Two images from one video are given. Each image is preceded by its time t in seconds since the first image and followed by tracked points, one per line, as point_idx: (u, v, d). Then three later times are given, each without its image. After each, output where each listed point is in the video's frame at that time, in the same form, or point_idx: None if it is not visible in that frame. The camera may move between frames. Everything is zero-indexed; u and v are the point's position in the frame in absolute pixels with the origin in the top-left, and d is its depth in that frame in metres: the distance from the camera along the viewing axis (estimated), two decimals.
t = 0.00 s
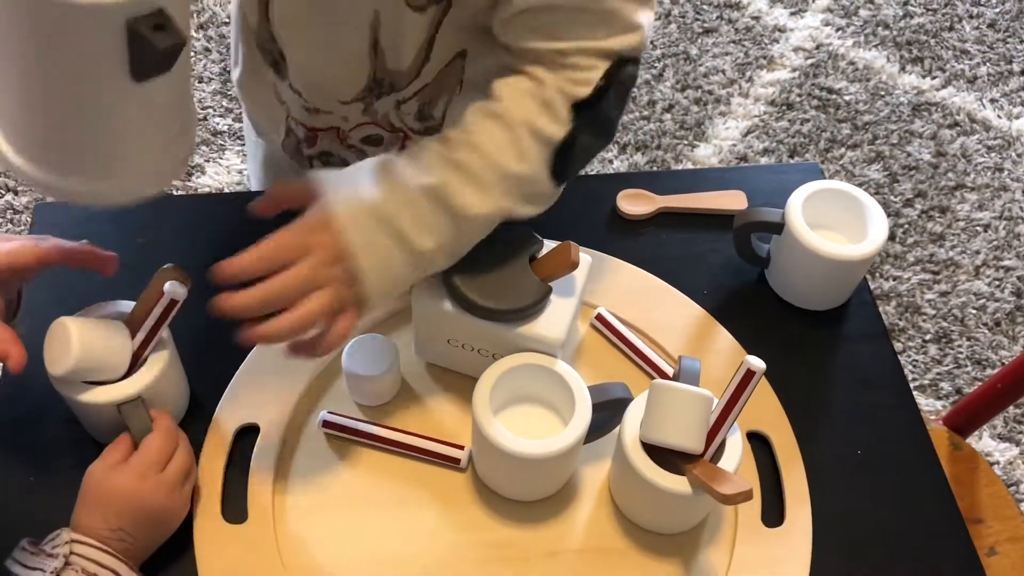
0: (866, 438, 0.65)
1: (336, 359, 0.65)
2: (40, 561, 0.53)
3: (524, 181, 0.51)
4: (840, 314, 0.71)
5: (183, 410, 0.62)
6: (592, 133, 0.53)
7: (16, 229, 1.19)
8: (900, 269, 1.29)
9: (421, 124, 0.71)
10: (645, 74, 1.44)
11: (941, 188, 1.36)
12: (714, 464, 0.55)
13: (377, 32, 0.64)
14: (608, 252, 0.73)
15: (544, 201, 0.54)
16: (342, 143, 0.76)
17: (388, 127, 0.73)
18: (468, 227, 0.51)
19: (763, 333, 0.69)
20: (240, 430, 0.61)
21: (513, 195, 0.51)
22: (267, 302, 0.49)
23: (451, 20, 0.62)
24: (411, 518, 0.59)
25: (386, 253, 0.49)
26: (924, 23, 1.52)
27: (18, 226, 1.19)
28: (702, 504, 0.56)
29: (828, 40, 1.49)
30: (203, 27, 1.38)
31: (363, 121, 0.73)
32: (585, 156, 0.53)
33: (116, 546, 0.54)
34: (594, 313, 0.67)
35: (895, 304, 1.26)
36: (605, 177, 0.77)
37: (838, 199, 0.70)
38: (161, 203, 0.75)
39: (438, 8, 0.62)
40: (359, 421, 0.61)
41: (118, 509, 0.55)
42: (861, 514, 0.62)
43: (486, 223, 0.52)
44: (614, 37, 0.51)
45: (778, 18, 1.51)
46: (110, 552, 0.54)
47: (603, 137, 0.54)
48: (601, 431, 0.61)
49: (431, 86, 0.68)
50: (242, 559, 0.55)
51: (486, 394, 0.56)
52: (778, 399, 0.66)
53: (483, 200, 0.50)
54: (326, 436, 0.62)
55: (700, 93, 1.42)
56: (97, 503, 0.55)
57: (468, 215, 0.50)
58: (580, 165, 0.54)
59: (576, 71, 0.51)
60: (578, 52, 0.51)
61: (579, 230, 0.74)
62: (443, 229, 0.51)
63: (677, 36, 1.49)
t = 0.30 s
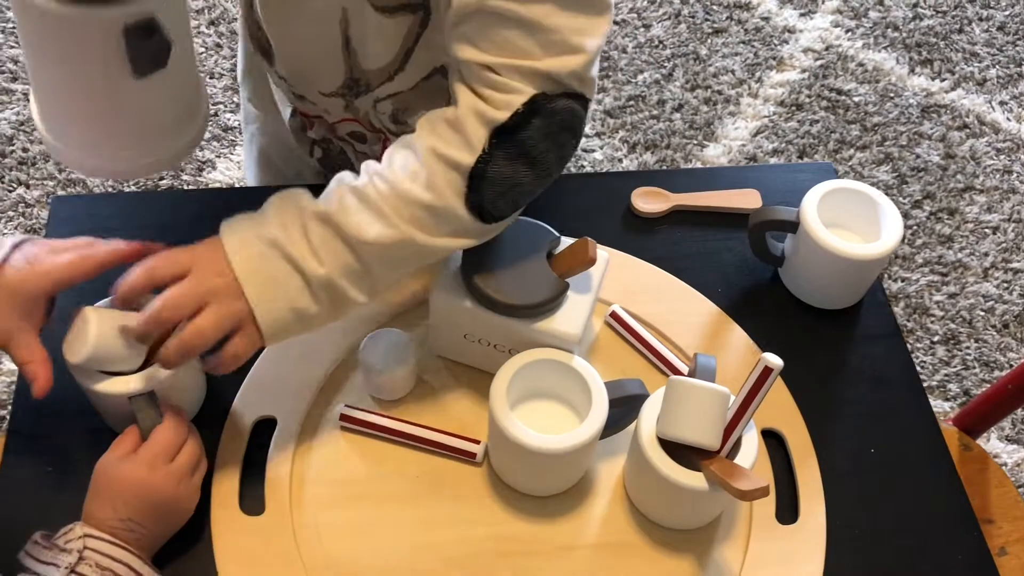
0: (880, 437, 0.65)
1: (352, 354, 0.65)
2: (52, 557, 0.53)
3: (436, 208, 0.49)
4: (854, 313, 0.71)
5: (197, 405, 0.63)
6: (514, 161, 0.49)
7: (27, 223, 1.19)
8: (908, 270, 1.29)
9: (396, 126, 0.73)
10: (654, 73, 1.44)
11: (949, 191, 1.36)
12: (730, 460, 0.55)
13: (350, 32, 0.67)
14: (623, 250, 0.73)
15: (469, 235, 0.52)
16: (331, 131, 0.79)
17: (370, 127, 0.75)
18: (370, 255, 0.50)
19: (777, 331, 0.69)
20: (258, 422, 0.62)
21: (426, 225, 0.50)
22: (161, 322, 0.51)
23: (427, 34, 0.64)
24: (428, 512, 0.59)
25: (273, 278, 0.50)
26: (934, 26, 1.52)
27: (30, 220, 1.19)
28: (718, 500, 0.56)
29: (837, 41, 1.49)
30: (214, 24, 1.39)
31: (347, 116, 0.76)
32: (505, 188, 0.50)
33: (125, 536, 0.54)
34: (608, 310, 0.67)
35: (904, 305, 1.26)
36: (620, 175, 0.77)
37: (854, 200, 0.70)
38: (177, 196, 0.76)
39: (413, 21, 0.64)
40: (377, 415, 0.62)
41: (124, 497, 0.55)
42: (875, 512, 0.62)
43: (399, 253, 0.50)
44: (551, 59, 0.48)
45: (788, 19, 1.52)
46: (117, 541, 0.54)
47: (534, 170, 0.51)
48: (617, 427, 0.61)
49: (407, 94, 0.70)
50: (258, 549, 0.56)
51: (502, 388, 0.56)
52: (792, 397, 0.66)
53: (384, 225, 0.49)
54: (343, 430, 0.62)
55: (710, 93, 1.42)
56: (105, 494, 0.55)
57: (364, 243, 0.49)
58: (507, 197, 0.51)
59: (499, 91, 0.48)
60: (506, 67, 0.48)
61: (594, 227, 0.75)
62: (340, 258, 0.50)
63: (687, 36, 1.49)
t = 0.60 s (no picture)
0: (901, 436, 0.65)
1: (376, 348, 0.66)
2: (84, 551, 0.53)
3: (421, 216, 0.51)
4: (876, 313, 0.71)
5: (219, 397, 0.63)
6: (498, 161, 0.50)
7: (46, 215, 1.20)
8: (922, 272, 1.29)
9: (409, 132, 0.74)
10: (669, 73, 1.44)
11: (963, 193, 1.36)
12: (756, 457, 0.55)
13: (350, 43, 0.69)
14: (645, 247, 0.73)
15: (465, 242, 0.53)
16: (352, 144, 0.81)
17: (386, 134, 0.77)
18: (353, 271, 0.52)
19: (798, 330, 0.70)
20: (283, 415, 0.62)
21: (413, 234, 0.51)
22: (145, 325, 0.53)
23: (430, 45, 0.65)
24: (452, 506, 0.59)
25: (259, 301, 0.52)
26: (949, 28, 1.52)
27: (49, 212, 1.20)
28: (742, 497, 0.56)
29: (852, 42, 1.49)
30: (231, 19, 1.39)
31: (363, 127, 0.77)
32: (493, 187, 0.51)
33: (152, 526, 0.55)
34: (631, 307, 0.68)
35: (917, 307, 1.26)
36: (641, 172, 0.78)
37: (877, 199, 0.70)
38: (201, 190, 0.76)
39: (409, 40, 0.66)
40: (402, 409, 0.62)
41: (151, 488, 0.55)
42: (896, 511, 0.62)
43: (388, 263, 0.52)
44: (535, 50, 0.48)
45: (803, 19, 1.51)
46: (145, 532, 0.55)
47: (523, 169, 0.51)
48: (640, 424, 0.61)
49: (413, 102, 0.71)
50: (285, 539, 0.56)
51: (528, 383, 0.57)
52: (814, 396, 0.66)
53: (365, 237, 0.51)
54: (367, 423, 0.62)
55: (724, 93, 1.42)
56: (132, 484, 0.56)
57: (344, 256, 0.51)
58: (497, 200, 0.51)
59: (479, 90, 0.49)
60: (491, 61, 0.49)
61: (615, 224, 0.75)
62: (322, 274, 0.52)
63: (702, 36, 1.49)
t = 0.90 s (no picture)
0: (918, 430, 0.65)
1: (394, 338, 0.66)
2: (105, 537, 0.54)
3: (367, 226, 0.48)
4: (893, 307, 0.71)
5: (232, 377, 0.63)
6: (444, 162, 0.47)
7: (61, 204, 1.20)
8: (934, 270, 1.29)
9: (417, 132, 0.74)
10: (682, 69, 1.44)
11: (976, 191, 1.36)
12: (774, 448, 0.55)
13: (349, 55, 0.70)
14: (662, 240, 0.74)
15: (423, 255, 0.49)
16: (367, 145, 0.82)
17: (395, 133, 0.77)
18: (300, 288, 0.50)
19: (815, 324, 0.70)
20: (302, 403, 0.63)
21: (361, 247, 0.49)
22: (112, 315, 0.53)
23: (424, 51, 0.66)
24: (470, 495, 0.59)
25: (202, 315, 0.51)
26: (963, 26, 1.52)
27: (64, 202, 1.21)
28: (760, 488, 0.57)
29: (865, 40, 1.49)
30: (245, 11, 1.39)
31: (374, 129, 0.78)
32: (436, 189, 0.48)
33: (170, 509, 0.55)
34: (649, 299, 0.68)
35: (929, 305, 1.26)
36: (658, 165, 0.78)
37: (895, 193, 0.70)
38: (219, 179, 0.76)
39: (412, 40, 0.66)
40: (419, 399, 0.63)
41: (170, 472, 0.56)
42: (913, 504, 0.62)
43: (338, 281, 0.49)
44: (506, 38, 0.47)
45: (816, 16, 1.51)
46: (165, 516, 0.55)
47: (472, 172, 0.48)
48: (659, 415, 0.61)
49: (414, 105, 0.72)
50: (303, 526, 0.57)
51: (548, 371, 0.57)
52: (831, 389, 0.66)
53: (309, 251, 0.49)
54: (386, 412, 0.62)
55: (737, 89, 1.42)
56: (151, 468, 0.56)
57: (287, 273, 0.49)
58: (448, 206, 0.48)
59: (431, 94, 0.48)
60: (448, 62, 0.47)
61: (633, 217, 0.75)
62: (267, 288, 0.50)
63: (714, 32, 1.49)
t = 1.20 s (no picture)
0: (922, 421, 0.65)
1: (397, 328, 0.66)
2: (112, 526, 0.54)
3: (363, 250, 0.50)
4: (897, 298, 0.71)
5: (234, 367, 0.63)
6: (446, 210, 0.49)
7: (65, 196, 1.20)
8: (940, 264, 1.29)
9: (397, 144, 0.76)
10: (686, 62, 1.44)
11: (981, 185, 1.36)
12: (779, 438, 0.55)
13: (337, 60, 0.69)
14: (667, 231, 0.73)
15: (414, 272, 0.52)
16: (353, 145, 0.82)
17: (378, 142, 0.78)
18: (292, 290, 0.52)
19: (820, 315, 0.70)
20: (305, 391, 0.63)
21: (352, 264, 0.50)
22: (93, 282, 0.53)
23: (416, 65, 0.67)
24: (473, 484, 0.59)
25: (191, 291, 0.51)
26: (969, 19, 1.51)
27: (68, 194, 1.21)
28: (764, 477, 0.56)
29: (870, 33, 1.48)
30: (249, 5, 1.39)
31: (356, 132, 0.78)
32: (434, 234, 0.50)
33: (179, 497, 0.55)
34: (653, 290, 0.68)
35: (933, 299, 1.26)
36: (663, 156, 0.78)
37: (900, 183, 0.70)
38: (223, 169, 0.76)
39: (404, 49, 0.66)
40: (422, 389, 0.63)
41: (177, 461, 0.56)
42: (917, 494, 0.62)
43: (328, 291, 0.52)
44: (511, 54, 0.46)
45: (821, 10, 1.51)
46: (172, 505, 0.55)
47: (470, 219, 0.50)
48: (662, 404, 0.61)
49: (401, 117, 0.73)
50: (308, 515, 0.57)
51: (552, 361, 0.57)
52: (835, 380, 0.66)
53: (308, 263, 0.50)
54: (389, 401, 0.62)
55: (742, 83, 1.42)
56: (158, 457, 0.56)
57: (285, 279, 0.51)
58: (443, 246, 0.50)
59: (437, 136, 0.48)
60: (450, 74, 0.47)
61: (637, 208, 0.75)
62: (260, 288, 0.52)
63: (719, 25, 1.48)
